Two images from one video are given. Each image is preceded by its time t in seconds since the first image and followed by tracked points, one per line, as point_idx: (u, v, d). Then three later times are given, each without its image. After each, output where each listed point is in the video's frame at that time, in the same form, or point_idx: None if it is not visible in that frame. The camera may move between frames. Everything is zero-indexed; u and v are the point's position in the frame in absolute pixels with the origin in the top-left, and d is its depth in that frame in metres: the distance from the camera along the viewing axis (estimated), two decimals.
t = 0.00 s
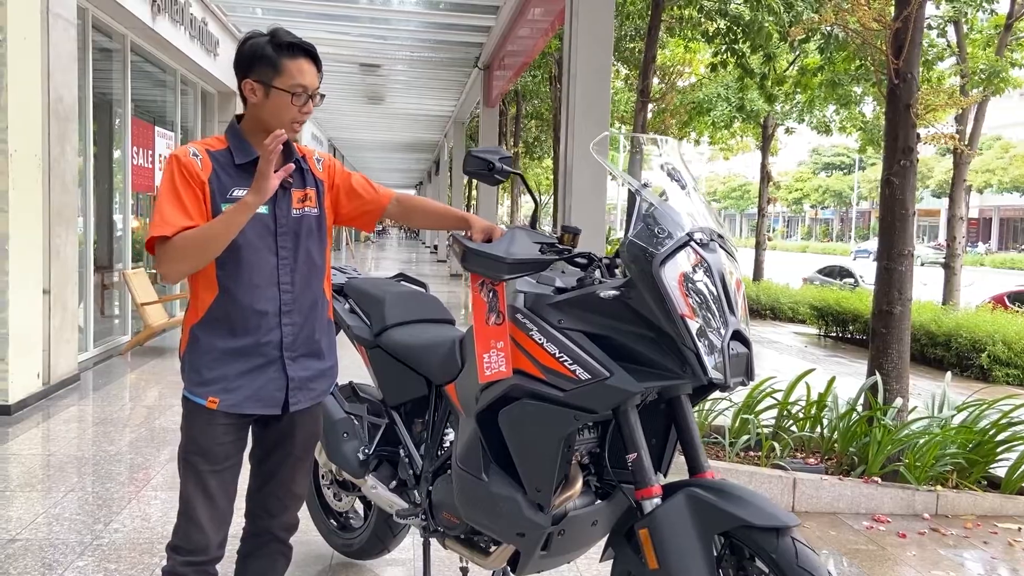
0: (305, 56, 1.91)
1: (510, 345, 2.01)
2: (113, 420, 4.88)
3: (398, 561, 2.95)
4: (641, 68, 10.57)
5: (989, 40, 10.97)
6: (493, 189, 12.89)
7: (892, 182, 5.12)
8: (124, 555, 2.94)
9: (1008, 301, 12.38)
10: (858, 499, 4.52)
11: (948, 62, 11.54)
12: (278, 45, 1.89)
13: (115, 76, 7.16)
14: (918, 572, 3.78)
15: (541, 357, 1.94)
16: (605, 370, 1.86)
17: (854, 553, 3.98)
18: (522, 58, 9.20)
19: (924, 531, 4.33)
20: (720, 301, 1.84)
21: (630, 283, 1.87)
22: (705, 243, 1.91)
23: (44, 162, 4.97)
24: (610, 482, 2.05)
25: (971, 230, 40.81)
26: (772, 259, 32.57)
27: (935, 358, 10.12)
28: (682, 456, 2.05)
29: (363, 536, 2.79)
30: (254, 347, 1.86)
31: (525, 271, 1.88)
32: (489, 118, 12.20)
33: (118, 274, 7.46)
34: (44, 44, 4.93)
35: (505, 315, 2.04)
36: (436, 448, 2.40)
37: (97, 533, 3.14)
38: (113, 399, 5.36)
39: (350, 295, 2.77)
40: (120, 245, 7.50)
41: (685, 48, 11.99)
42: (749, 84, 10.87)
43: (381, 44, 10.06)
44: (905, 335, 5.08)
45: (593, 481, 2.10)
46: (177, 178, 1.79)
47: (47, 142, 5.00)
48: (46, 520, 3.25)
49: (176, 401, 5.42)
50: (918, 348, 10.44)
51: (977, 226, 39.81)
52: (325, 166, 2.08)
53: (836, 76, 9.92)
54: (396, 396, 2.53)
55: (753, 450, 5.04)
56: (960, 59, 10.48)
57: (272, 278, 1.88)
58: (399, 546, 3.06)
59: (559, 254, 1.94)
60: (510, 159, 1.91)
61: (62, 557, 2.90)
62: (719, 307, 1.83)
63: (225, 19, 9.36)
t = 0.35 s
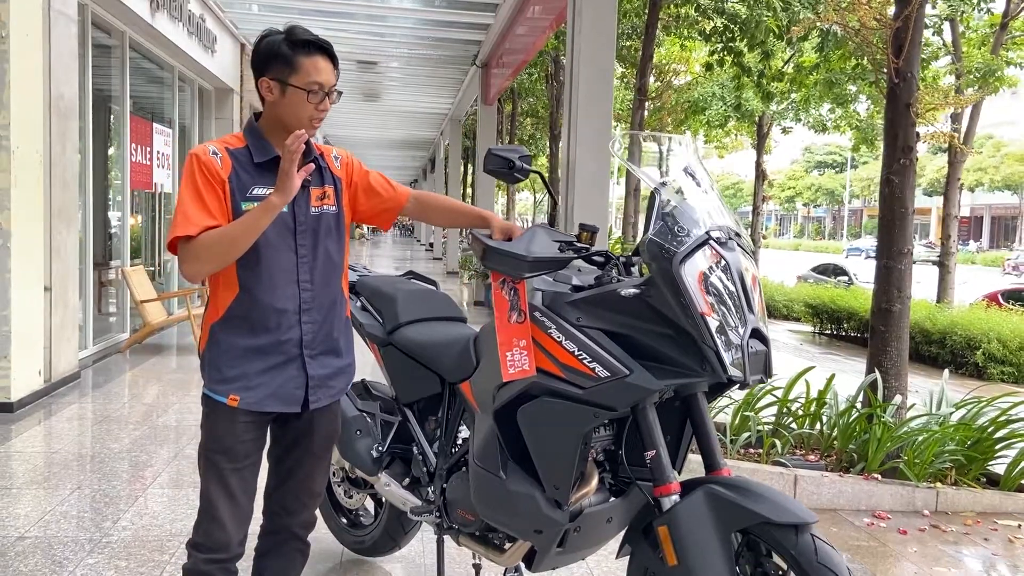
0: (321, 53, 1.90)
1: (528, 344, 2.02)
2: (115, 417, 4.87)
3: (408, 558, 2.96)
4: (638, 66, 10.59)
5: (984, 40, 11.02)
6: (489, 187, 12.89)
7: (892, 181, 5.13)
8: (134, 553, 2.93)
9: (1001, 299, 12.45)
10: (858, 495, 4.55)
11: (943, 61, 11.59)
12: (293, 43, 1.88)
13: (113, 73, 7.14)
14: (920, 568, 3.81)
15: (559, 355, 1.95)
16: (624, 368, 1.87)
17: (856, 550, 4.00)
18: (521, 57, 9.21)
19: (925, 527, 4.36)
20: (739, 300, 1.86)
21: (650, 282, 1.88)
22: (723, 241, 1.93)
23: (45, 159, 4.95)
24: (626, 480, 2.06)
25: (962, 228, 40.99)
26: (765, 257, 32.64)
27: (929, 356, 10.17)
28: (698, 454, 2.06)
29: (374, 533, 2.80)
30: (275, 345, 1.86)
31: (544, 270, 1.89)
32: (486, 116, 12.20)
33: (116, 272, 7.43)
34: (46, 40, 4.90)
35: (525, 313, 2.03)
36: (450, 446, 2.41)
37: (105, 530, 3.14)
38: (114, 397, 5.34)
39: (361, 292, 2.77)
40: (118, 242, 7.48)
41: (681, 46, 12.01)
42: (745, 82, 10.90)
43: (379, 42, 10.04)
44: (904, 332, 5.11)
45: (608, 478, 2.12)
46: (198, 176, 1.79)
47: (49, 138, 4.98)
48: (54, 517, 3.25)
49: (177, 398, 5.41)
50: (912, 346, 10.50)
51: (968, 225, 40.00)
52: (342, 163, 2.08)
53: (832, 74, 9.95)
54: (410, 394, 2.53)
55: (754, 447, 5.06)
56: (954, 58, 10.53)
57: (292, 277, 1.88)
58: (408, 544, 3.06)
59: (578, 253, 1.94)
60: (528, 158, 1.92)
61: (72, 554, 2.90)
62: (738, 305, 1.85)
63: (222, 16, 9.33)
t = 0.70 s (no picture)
0: (330, 46, 1.89)
1: (542, 338, 2.03)
2: (113, 413, 4.85)
3: (413, 553, 2.97)
4: (632, 63, 10.61)
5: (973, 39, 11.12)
6: (482, 183, 12.89)
7: (886, 179, 5.15)
8: (140, 548, 2.94)
9: (989, 297, 12.57)
10: (853, 490, 4.59)
11: (933, 60, 11.68)
12: (303, 37, 1.88)
13: (107, 68, 7.10)
14: (915, 562, 3.85)
15: (573, 350, 1.97)
16: (638, 364, 1.89)
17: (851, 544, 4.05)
18: (516, 53, 9.23)
19: (919, 522, 4.40)
20: (752, 296, 1.88)
21: (665, 278, 1.89)
22: (737, 238, 1.95)
23: (42, 153, 4.92)
24: (638, 474, 2.08)
25: (948, 227, 41.30)
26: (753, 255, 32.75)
27: (918, 353, 10.25)
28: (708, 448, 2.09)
29: (380, 529, 2.81)
30: (291, 341, 1.87)
31: (559, 266, 1.91)
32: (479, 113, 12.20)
33: (109, 267, 7.39)
34: (43, 34, 4.88)
35: (539, 309, 2.05)
36: (459, 441, 2.42)
37: (109, 525, 3.14)
38: (110, 393, 5.32)
39: (369, 288, 2.77)
40: (112, 237, 7.44)
41: (674, 44, 12.04)
42: (737, 80, 10.94)
43: (373, 37, 10.02)
44: (898, 329, 5.15)
45: (617, 473, 2.14)
46: (214, 173, 1.79)
47: (45, 133, 4.95)
48: (57, 513, 3.24)
49: (174, 394, 5.40)
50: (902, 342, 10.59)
51: (955, 223, 40.28)
52: (355, 158, 2.08)
53: (824, 73, 10.01)
54: (419, 390, 2.55)
55: (749, 442, 5.09)
56: (944, 57, 10.61)
57: (309, 274, 1.89)
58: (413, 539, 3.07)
59: (593, 249, 1.96)
60: (542, 154, 1.93)
61: (77, 549, 2.89)
62: (752, 302, 1.87)
63: (215, 11, 9.29)
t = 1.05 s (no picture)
0: (339, 42, 1.88)
1: (550, 337, 2.03)
2: (108, 410, 4.82)
3: (414, 551, 2.96)
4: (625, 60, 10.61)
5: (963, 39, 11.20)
6: (474, 180, 12.88)
7: (881, 177, 5.17)
8: (141, 546, 2.92)
9: (977, 295, 12.65)
10: (847, 488, 4.61)
11: (923, 59, 11.75)
12: (312, 34, 1.86)
13: (100, 62, 7.05)
14: (909, 559, 3.87)
15: (582, 350, 1.97)
16: (648, 363, 1.89)
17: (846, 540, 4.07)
18: (510, 51, 9.22)
19: (913, 519, 4.43)
20: (760, 296, 1.89)
21: (674, 277, 1.89)
22: (745, 238, 1.96)
23: (36, 149, 4.88)
24: (644, 472, 2.08)
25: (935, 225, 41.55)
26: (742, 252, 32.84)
27: (908, 350, 10.31)
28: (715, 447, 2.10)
29: (383, 526, 2.81)
30: (300, 339, 1.86)
31: (569, 266, 1.91)
32: (472, 109, 12.17)
33: (101, 263, 7.34)
34: (38, 28, 4.84)
35: (549, 309, 2.05)
36: (464, 439, 2.42)
37: (107, 523, 3.12)
38: (104, 390, 5.28)
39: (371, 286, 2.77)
40: (103, 233, 7.39)
41: (666, 42, 12.05)
42: (729, 78, 10.97)
43: (366, 33, 9.99)
44: (891, 327, 5.18)
45: (623, 472, 2.14)
46: (225, 171, 1.78)
47: (39, 128, 4.92)
48: (54, 510, 3.22)
49: (167, 391, 5.37)
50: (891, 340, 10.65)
51: (942, 221, 40.53)
52: (364, 156, 2.07)
53: (816, 72, 10.05)
54: (423, 387, 2.54)
55: (744, 440, 5.11)
56: (935, 57, 10.67)
57: (318, 272, 1.88)
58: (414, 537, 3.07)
59: (602, 248, 1.97)
60: (552, 153, 1.93)
61: (77, 548, 2.88)
62: (761, 301, 1.88)
63: (207, 5, 9.24)
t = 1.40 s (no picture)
0: (331, 36, 1.86)
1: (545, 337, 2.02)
2: (96, 408, 4.78)
3: (405, 551, 2.94)
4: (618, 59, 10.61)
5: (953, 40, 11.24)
6: (466, 178, 12.84)
7: (873, 177, 5.17)
8: (130, 545, 2.89)
9: (967, 295, 12.71)
10: (838, 487, 4.61)
11: (914, 59, 11.79)
12: (305, 28, 1.85)
13: (89, 57, 6.99)
14: (899, 558, 3.88)
15: (576, 349, 1.96)
16: (642, 363, 1.88)
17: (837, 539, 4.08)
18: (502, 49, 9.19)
19: (903, 518, 4.44)
20: (756, 296, 1.88)
21: (670, 277, 1.88)
22: (741, 238, 1.95)
23: (24, 144, 4.84)
24: (637, 472, 2.07)
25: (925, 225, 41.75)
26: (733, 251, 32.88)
27: (898, 349, 10.35)
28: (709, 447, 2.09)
29: (375, 526, 2.79)
30: (292, 338, 1.84)
31: (564, 265, 1.89)
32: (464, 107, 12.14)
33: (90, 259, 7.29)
34: (27, 22, 4.79)
35: (544, 308, 2.04)
36: (457, 439, 2.41)
37: (96, 522, 3.09)
38: (93, 387, 5.24)
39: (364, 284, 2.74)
40: (93, 229, 7.33)
41: (659, 40, 12.05)
42: (722, 77, 10.98)
43: (358, 30, 9.94)
44: (882, 326, 5.19)
45: (616, 472, 2.13)
46: (216, 167, 1.76)
47: (28, 123, 4.87)
48: (42, 509, 3.19)
49: (157, 389, 5.33)
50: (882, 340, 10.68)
51: (932, 221, 40.72)
52: (357, 154, 2.05)
53: (808, 71, 10.06)
54: (416, 386, 2.53)
55: (736, 439, 5.10)
56: (926, 57, 10.71)
57: (310, 271, 1.86)
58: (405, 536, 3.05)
59: (597, 248, 1.96)
60: (548, 152, 1.92)
61: (65, 547, 2.85)
62: (756, 301, 1.87)
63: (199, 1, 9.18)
